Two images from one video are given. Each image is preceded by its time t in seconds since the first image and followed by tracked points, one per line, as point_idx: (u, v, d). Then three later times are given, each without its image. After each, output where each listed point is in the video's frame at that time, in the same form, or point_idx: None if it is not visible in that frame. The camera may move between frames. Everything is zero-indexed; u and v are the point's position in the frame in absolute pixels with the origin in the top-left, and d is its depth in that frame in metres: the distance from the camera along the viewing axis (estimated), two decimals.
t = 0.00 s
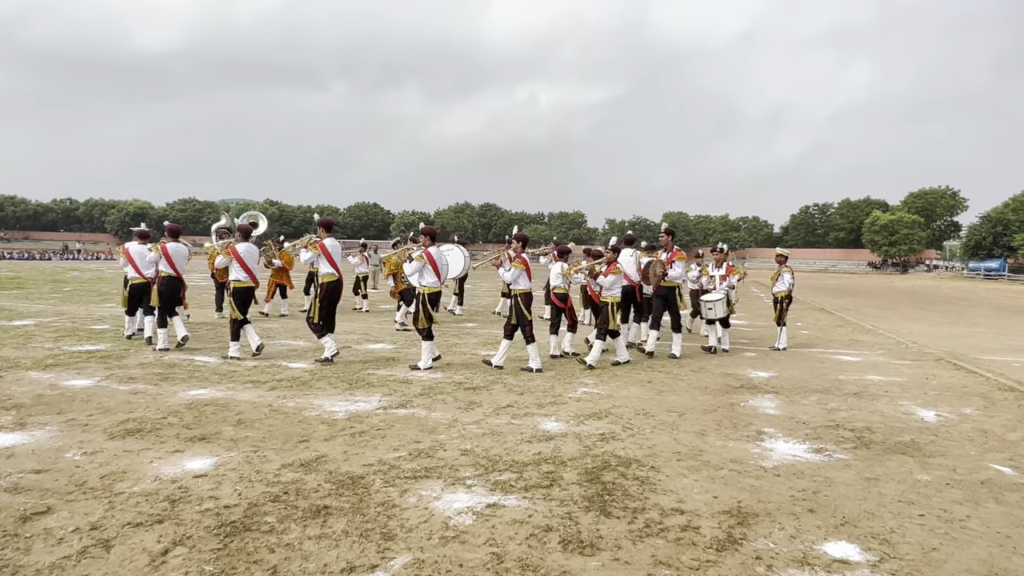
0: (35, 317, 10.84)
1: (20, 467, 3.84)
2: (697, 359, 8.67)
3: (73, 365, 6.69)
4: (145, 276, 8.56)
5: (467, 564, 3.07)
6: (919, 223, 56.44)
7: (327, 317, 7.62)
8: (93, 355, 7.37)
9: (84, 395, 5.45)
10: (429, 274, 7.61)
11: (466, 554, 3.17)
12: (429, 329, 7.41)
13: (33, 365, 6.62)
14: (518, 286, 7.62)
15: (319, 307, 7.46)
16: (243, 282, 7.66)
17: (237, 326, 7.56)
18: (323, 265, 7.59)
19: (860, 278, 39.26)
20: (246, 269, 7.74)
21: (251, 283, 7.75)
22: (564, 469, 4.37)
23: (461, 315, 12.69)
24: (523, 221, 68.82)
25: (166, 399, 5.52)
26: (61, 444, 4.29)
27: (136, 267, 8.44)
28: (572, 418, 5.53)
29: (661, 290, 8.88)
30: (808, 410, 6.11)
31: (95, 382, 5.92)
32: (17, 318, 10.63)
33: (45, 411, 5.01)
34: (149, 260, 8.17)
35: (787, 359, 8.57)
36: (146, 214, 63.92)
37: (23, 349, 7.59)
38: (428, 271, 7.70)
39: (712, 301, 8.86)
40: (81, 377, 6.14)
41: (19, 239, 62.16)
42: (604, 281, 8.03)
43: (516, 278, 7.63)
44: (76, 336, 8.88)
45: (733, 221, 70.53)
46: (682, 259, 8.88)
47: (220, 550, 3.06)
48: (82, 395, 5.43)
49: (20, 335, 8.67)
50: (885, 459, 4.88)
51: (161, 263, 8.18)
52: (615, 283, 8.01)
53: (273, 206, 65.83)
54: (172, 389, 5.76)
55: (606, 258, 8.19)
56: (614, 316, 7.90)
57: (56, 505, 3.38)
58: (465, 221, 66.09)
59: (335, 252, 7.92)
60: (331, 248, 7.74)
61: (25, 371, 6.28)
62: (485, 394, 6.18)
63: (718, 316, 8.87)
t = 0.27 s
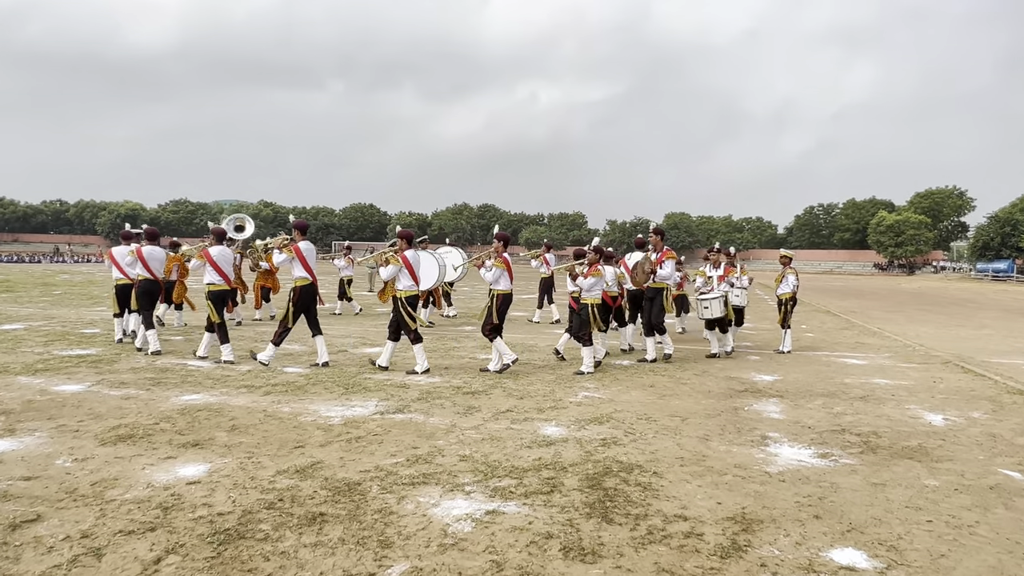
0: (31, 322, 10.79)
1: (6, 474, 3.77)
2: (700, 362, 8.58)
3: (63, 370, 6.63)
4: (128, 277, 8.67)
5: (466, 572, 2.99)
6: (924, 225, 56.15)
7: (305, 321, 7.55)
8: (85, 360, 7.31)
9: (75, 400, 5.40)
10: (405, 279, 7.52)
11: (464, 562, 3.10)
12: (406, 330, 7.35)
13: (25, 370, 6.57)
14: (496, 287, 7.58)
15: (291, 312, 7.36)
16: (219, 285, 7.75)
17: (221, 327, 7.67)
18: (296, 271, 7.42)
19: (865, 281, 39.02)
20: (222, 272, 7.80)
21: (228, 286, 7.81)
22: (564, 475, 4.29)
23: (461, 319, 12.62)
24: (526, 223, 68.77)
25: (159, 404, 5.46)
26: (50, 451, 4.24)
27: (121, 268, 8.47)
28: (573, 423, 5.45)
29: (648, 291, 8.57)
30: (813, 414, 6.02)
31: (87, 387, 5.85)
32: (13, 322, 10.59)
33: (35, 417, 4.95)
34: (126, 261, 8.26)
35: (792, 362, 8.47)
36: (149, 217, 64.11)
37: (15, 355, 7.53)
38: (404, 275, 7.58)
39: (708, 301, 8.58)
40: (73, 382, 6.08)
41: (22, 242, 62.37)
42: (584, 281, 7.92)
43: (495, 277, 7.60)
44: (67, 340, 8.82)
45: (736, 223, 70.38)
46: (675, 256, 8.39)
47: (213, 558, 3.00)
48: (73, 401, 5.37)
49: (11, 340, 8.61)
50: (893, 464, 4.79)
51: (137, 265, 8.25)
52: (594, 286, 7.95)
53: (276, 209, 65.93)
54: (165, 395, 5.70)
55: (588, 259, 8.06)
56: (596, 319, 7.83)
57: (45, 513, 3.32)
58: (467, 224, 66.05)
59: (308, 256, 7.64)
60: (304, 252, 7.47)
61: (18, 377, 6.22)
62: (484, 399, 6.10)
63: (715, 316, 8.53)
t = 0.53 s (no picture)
0: (29, 326, 10.77)
1: (5, 478, 3.77)
2: (699, 364, 8.58)
3: (62, 374, 6.62)
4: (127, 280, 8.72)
5: None
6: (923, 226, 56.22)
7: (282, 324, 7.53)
8: (84, 364, 7.30)
9: (74, 404, 5.39)
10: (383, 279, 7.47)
11: (464, 565, 3.09)
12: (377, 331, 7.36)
13: (23, 374, 6.55)
14: (478, 289, 7.54)
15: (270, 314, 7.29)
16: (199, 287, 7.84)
17: (187, 331, 7.82)
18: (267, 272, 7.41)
19: (864, 283, 39.04)
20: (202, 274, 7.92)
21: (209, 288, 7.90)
22: (564, 478, 4.29)
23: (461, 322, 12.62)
24: (525, 226, 68.81)
25: (158, 408, 5.45)
26: (48, 455, 4.23)
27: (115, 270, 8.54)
28: (573, 426, 5.45)
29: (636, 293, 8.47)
30: (812, 416, 6.02)
31: (85, 392, 5.84)
32: (11, 326, 10.57)
33: (33, 421, 4.94)
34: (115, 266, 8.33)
35: (791, 364, 8.47)
36: (148, 221, 64.07)
37: (13, 359, 7.52)
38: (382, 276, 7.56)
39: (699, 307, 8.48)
40: (71, 386, 6.07)
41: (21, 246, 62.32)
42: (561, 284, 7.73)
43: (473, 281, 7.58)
44: (65, 344, 8.80)
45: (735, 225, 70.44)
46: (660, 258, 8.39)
47: (213, 561, 2.99)
48: (71, 405, 5.37)
49: (9, 344, 8.60)
50: (892, 466, 4.78)
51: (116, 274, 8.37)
52: (573, 288, 7.73)
53: (275, 212, 65.93)
54: (164, 399, 5.69)
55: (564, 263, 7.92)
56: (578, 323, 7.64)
57: (44, 517, 3.31)
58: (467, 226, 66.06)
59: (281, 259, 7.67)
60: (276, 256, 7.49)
61: (15, 381, 6.21)
62: (484, 402, 6.10)
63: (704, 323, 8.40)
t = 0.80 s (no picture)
0: (26, 330, 10.75)
1: (3, 481, 3.76)
2: (698, 365, 8.58)
3: (60, 377, 6.60)
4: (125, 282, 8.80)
5: None
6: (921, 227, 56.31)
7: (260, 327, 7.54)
8: (82, 367, 7.29)
9: (72, 407, 5.38)
10: (361, 280, 7.42)
11: (463, 566, 3.09)
12: (353, 333, 7.38)
13: (21, 377, 6.54)
14: (456, 288, 7.54)
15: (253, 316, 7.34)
16: (175, 291, 7.98)
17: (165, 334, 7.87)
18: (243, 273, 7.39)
19: (862, 284, 39.07)
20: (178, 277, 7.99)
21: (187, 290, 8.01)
22: (563, 479, 4.29)
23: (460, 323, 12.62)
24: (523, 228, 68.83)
25: (156, 411, 5.44)
26: (46, 458, 4.22)
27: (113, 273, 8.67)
28: (572, 427, 5.45)
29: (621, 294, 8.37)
30: (812, 416, 6.02)
31: (83, 395, 5.83)
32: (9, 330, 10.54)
33: (31, 424, 4.93)
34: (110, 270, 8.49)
35: (790, 365, 8.48)
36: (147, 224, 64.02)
37: (11, 362, 7.51)
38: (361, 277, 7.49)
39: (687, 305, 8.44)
40: (70, 389, 6.06)
41: (19, 249, 62.27)
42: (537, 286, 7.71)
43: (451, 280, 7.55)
44: (63, 347, 8.80)
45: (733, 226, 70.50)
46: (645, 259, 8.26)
47: (212, 564, 2.99)
48: (69, 408, 5.36)
49: (7, 347, 8.59)
50: (892, 466, 4.79)
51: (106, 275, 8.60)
52: (549, 289, 7.71)
53: (274, 214, 65.92)
54: (163, 401, 5.69)
55: (541, 264, 7.95)
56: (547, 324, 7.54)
57: (42, 521, 3.31)
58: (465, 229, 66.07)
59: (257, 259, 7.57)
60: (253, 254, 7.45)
61: (13, 384, 6.20)
62: (483, 403, 6.10)
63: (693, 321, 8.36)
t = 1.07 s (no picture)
0: (26, 332, 10.75)
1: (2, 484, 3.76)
2: (698, 366, 8.58)
3: (59, 380, 6.60)
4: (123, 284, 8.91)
5: None
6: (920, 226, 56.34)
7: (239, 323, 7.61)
8: (81, 370, 7.28)
9: (71, 410, 5.38)
10: (334, 281, 7.51)
11: (463, 567, 3.09)
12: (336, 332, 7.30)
13: (20, 380, 6.54)
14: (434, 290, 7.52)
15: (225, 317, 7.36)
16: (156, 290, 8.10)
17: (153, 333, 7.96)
18: (220, 276, 7.53)
19: (862, 284, 39.06)
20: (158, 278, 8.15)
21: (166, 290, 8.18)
22: (563, 479, 4.28)
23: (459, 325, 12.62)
24: (523, 229, 68.84)
25: (155, 413, 5.44)
26: (45, 460, 4.22)
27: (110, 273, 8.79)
28: (572, 427, 5.45)
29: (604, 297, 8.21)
30: (811, 416, 6.02)
31: (82, 397, 5.82)
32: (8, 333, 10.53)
33: (30, 426, 4.93)
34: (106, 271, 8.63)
35: (790, 365, 8.48)
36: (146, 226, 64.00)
37: (10, 365, 7.51)
38: (336, 277, 7.54)
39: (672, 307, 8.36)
40: (69, 392, 6.06)
41: (18, 252, 62.23)
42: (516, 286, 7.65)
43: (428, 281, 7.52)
44: (62, 349, 8.79)
45: (732, 227, 70.53)
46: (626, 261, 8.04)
47: (211, 566, 2.98)
48: (68, 410, 5.35)
49: (6, 350, 8.59)
50: (892, 465, 4.78)
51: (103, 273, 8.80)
52: (527, 289, 7.61)
53: (273, 217, 65.87)
54: (162, 403, 5.69)
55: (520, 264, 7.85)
56: (523, 325, 7.43)
57: (41, 523, 3.30)
58: (465, 230, 66.07)
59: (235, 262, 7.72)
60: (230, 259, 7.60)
61: (12, 387, 6.20)
62: (482, 404, 6.10)
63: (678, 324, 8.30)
